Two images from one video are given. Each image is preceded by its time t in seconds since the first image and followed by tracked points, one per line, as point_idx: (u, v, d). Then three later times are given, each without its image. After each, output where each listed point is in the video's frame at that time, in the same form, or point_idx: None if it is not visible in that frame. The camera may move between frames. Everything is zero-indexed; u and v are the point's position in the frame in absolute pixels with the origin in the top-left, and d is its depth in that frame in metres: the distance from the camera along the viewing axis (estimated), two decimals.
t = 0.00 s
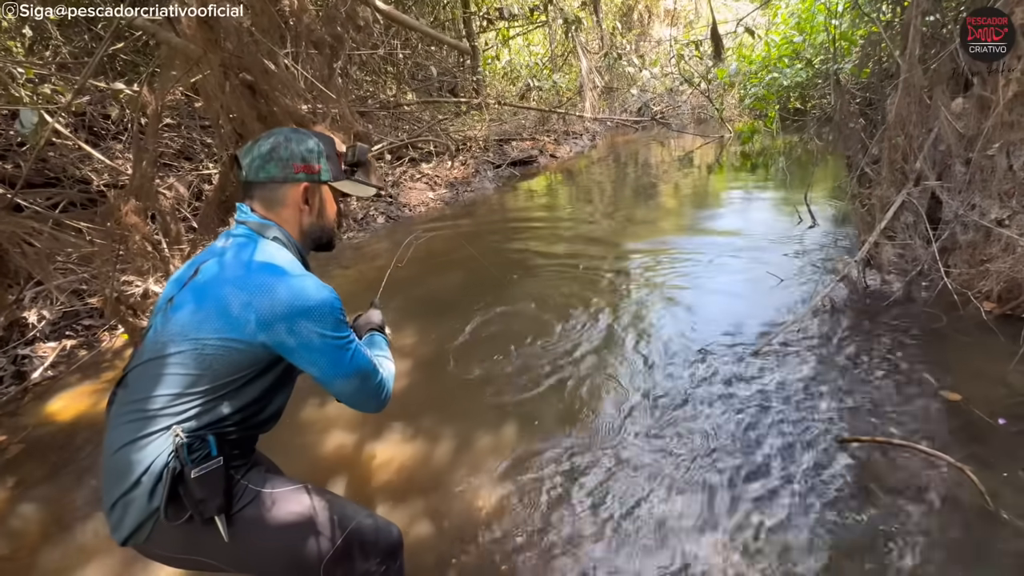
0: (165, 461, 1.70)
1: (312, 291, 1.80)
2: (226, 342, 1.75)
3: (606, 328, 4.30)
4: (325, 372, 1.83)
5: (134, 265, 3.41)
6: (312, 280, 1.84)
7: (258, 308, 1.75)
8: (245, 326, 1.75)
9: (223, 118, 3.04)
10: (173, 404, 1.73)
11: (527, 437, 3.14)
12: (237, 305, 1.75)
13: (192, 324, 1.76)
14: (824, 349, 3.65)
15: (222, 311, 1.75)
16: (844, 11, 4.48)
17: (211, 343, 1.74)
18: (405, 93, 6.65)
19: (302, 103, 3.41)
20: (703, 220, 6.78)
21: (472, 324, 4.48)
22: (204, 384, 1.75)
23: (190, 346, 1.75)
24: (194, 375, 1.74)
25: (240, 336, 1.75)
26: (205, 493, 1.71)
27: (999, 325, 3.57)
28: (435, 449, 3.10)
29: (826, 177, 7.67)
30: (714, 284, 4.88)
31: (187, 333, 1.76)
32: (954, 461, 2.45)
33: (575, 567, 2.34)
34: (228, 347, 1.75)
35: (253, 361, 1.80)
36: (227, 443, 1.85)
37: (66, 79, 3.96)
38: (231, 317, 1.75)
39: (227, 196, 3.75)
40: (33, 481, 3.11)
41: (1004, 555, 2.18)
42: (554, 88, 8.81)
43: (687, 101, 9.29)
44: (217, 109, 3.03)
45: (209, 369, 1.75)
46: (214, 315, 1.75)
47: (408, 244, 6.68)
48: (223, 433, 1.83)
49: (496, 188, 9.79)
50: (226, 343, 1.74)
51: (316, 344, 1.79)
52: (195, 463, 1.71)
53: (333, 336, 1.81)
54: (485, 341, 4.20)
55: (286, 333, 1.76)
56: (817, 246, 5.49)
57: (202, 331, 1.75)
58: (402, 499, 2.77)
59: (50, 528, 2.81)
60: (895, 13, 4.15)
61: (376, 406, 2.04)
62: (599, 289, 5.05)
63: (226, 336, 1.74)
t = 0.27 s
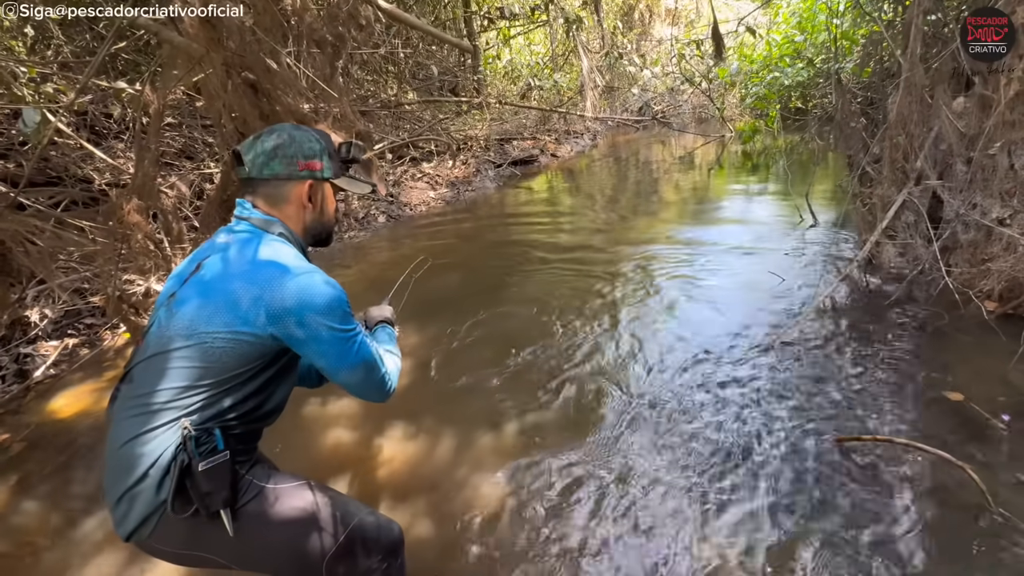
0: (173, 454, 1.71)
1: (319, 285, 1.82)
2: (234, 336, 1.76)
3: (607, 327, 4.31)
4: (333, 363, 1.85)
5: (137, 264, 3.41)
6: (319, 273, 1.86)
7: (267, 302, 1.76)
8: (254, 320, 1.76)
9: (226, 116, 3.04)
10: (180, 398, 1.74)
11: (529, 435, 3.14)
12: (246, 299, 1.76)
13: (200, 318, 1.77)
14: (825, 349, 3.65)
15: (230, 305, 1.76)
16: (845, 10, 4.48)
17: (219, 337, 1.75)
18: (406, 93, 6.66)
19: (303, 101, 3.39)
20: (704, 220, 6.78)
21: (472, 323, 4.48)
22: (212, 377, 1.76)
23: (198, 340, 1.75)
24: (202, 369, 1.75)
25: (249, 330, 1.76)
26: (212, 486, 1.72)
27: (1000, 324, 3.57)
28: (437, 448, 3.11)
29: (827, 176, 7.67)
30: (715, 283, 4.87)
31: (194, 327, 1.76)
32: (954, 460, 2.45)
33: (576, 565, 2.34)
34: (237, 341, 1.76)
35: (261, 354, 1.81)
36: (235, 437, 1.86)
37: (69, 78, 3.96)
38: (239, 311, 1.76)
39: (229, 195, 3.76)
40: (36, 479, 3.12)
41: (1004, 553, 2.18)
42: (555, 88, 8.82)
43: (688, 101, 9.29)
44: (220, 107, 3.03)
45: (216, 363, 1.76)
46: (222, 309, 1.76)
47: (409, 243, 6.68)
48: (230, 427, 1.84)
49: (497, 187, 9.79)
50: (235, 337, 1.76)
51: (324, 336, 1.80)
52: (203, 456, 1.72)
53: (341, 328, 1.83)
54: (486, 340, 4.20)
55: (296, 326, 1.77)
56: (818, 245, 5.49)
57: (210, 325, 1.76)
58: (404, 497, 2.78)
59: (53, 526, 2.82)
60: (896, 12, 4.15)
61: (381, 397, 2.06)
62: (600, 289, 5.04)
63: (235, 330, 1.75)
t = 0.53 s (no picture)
0: (178, 452, 1.72)
1: (323, 283, 1.83)
2: (240, 334, 1.77)
3: (608, 328, 4.31)
4: (338, 360, 1.86)
5: (140, 264, 3.43)
6: (322, 272, 1.88)
7: (272, 300, 1.77)
8: (260, 318, 1.77)
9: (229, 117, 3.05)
10: (186, 396, 1.75)
11: (530, 436, 3.15)
12: (251, 298, 1.77)
13: (205, 317, 1.78)
14: (826, 350, 3.66)
15: (236, 304, 1.77)
16: (847, 12, 4.48)
17: (224, 335, 1.76)
18: (408, 94, 6.67)
19: (307, 103, 3.38)
20: (706, 221, 6.78)
21: (473, 325, 4.47)
22: (218, 375, 1.77)
23: (203, 338, 1.76)
24: (207, 367, 1.76)
25: (254, 328, 1.77)
26: (217, 483, 1.73)
27: (1002, 326, 3.56)
28: (438, 448, 3.11)
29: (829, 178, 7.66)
30: (716, 286, 4.85)
31: (200, 325, 1.77)
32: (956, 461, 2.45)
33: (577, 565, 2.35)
34: (242, 339, 1.77)
35: (266, 352, 1.82)
36: (241, 435, 1.87)
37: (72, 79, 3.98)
38: (245, 310, 1.77)
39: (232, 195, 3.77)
40: (38, 478, 3.14)
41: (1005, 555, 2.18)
42: (557, 89, 8.83)
43: (690, 102, 9.29)
44: (223, 109, 3.04)
45: (222, 361, 1.76)
46: (227, 308, 1.77)
47: (410, 244, 6.69)
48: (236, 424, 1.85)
49: (499, 188, 9.80)
50: (241, 335, 1.76)
51: (329, 334, 1.81)
52: (209, 453, 1.73)
53: (345, 325, 1.85)
54: (487, 341, 4.21)
55: (301, 324, 1.78)
56: (820, 247, 5.48)
57: (215, 323, 1.77)
58: (405, 496, 2.79)
59: (55, 524, 2.83)
60: (898, 13, 4.15)
61: (383, 394, 2.08)
62: (600, 290, 5.04)
63: (241, 329, 1.77)
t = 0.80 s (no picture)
0: (183, 450, 1.73)
1: (324, 279, 1.84)
2: (242, 332, 1.77)
3: (609, 330, 4.31)
4: (340, 356, 1.87)
5: (143, 264, 3.44)
6: (322, 268, 1.88)
7: (274, 297, 1.78)
8: (262, 315, 1.78)
9: (231, 119, 3.04)
10: (190, 394, 1.76)
11: (530, 437, 3.15)
12: (253, 296, 1.78)
13: (208, 316, 1.78)
14: (828, 352, 3.65)
15: (238, 302, 1.78)
16: (849, 15, 4.49)
17: (227, 333, 1.77)
18: (410, 96, 6.69)
19: (309, 105, 3.41)
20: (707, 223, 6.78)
21: (474, 326, 4.48)
22: (221, 373, 1.77)
23: (206, 336, 1.77)
24: (210, 365, 1.76)
25: (257, 325, 1.78)
26: (220, 482, 1.74)
27: (1005, 329, 3.56)
28: (439, 449, 3.12)
29: (830, 180, 7.67)
30: (718, 288, 4.85)
31: (203, 324, 1.78)
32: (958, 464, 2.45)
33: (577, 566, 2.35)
34: (245, 336, 1.77)
35: (269, 349, 1.82)
36: (244, 434, 1.88)
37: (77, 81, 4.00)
38: (247, 308, 1.77)
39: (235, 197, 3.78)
40: (40, 478, 3.14)
41: (1007, 558, 2.18)
42: (558, 91, 8.85)
43: (691, 104, 9.30)
44: (227, 111, 3.03)
45: (224, 358, 1.77)
46: (230, 306, 1.78)
47: (412, 245, 6.70)
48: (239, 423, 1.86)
49: (501, 190, 9.82)
50: (243, 333, 1.77)
51: (330, 329, 1.82)
52: (212, 452, 1.74)
53: (346, 320, 1.85)
54: (488, 343, 4.21)
55: (302, 320, 1.79)
56: (822, 249, 5.47)
57: (218, 322, 1.78)
58: (406, 498, 2.79)
59: (58, 525, 2.84)
60: (900, 16, 4.16)
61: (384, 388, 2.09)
62: (601, 292, 5.04)
63: (243, 326, 1.77)
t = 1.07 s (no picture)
0: (194, 448, 1.74)
1: (330, 277, 1.86)
2: (250, 328, 1.78)
3: (611, 333, 4.31)
4: (346, 353, 1.89)
5: (147, 265, 3.41)
6: (328, 266, 1.90)
7: (282, 294, 1.79)
8: (270, 312, 1.79)
9: (236, 121, 3.03)
10: (200, 391, 1.76)
11: (532, 439, 3.16)
12: (261, 293, 1.79)
13: (216, 314, 1.79)
14: (831, 355, 3.64)
15: (245, 299, 1.79)
16: (852, 18, 4.49)
17: (236, 330, 1.77)
18: (413, 98, 6.70)
19: (314, 107, 3.44)
20: (709, 226, 6.78)
21: (476, 328, 4.48)
22: (230, 371, 1.78)
23: (215, 334, 1.78)
24: (219, 363, 1.77)
25: (265, 322, 1.79)
26: (233, 479, 1.74)
27: (1009, 333, 3.54)
28: (440, 451, 3.12)
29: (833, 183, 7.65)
30: (719, 291, 4.85)
31: (212, 322, 1.78)
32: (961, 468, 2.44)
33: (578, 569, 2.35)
34: (253, 334, 1.78)
35: (276, 346, 1.83)
36: (253, 432, 1.89)
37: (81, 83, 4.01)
38: (255, 305, 1.78)
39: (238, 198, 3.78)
40: (43, 478, 3.15)
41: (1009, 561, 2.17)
42: (561, 93, 8.85)
43: (694, 107, 9.31)
44: (231, 113, 3.01)
45: (234, 356, 1.78)
46: (238, 304, 1.78)
47: (414, 247, 6.71)
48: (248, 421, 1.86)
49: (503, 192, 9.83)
50: (252, 330, 1.78)
51: (337, 325, 1.83)
52: (223, 450, 1.74)
53: (351, 316, 1.87)
54: (490, 345, 4.21)
55: (308, 316, 1.80)
56: (825, 252, 5.47)
57: (226, 319, 1.78)
58: (408, 500, 2.79)
59: (60, 525, 2.85)
60: (903, 19, 4.15)
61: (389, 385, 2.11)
62: (603, 295, 5.04)
63: (251, 323, 1.78)
